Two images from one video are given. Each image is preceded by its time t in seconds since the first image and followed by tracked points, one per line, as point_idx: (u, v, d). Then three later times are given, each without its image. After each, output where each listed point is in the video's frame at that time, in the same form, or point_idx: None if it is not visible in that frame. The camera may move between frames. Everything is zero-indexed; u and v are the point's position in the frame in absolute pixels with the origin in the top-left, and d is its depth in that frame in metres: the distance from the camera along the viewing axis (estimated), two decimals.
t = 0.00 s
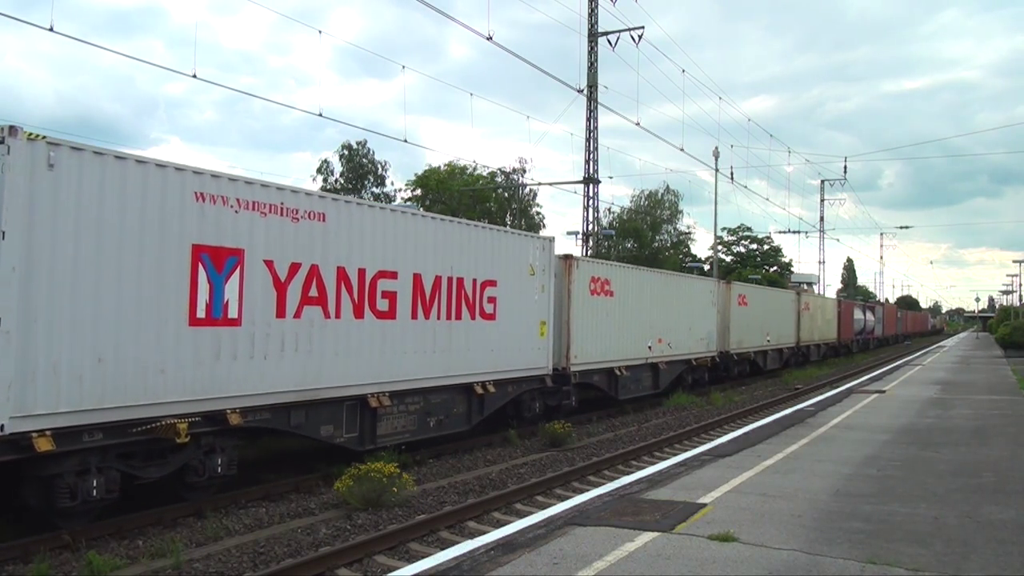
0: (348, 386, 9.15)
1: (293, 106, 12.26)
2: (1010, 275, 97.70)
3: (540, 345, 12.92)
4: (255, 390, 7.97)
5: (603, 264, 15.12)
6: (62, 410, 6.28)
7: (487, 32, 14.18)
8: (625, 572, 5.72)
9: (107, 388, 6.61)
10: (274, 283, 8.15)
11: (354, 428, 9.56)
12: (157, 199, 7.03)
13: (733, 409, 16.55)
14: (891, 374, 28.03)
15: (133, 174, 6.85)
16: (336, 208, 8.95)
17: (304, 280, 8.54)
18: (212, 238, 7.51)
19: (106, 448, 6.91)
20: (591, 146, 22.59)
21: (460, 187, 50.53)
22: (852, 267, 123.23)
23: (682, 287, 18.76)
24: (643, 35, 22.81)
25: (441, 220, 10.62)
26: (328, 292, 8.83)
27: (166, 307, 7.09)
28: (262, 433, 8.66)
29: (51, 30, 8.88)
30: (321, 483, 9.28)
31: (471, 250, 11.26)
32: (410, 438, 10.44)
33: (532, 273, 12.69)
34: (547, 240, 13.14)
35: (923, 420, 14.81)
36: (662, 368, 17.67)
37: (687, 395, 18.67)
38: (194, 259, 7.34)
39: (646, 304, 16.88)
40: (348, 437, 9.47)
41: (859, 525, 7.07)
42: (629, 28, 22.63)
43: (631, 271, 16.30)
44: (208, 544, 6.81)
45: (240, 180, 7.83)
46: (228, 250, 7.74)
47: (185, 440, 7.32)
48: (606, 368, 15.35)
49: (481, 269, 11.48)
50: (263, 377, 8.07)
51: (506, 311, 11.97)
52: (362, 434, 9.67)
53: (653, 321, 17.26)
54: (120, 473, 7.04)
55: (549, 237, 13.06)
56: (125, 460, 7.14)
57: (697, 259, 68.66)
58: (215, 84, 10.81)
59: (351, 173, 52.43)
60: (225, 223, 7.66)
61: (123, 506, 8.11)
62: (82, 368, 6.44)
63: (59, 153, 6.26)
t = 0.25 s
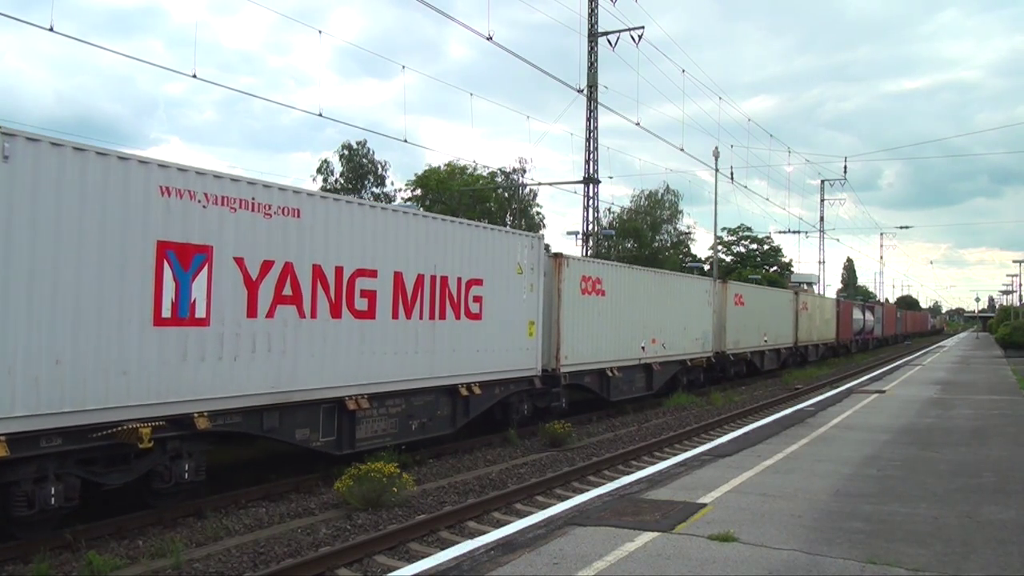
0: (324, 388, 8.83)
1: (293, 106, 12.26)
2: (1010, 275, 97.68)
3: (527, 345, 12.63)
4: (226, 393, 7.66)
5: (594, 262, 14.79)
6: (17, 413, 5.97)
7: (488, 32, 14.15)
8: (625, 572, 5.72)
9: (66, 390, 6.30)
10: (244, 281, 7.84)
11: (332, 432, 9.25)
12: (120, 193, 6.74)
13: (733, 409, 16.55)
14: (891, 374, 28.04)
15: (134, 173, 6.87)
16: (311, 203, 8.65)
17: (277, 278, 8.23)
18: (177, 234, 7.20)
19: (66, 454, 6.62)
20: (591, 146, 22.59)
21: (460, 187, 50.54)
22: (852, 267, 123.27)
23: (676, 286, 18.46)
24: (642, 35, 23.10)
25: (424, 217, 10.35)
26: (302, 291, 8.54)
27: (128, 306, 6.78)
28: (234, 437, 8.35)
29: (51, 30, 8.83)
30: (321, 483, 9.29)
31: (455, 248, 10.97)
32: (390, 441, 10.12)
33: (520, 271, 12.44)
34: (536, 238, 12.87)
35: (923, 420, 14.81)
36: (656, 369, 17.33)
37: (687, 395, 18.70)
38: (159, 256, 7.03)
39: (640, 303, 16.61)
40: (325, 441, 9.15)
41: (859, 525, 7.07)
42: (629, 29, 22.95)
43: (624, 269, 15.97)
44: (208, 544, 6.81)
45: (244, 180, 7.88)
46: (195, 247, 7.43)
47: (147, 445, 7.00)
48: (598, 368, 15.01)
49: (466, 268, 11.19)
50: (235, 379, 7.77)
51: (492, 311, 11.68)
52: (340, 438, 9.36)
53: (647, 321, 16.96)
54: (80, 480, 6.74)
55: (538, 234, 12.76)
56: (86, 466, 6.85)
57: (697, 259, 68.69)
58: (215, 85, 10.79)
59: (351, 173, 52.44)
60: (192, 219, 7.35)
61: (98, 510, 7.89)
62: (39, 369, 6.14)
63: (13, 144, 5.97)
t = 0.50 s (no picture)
0: (299, 391, 8.47)
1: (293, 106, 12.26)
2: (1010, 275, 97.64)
3: (516, 346, 12.28)
4: (195, 395, 7.31)
5: (585, 260, 14.44)
6: None
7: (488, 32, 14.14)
8: (625, 572, 5.72)
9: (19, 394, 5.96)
10: (213, 279, 7.48)
11: (308, 436, 8.87)
12: (80, 186, 6.38)
13: (733, 409, 16.55)
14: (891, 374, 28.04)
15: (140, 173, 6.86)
16: (285, 199, 8.29)
17: (248, 277, 7.86)
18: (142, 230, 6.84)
19: (22, 460, 6.28)
20: (591, 146, 22.60)
21: (460, 187, 50.56)
22: (852, 267, 123.28)
23: (670, 285, 18.14)
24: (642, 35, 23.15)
25: (406, 214, 10.01)
26: (276, 290, 8.18)
27: (88, 306, 6.42)
28: (204, 441, 7.99)
29: (51, 30, 8.82)
30: (321, 483, 9.29)
31: (440, 246, 10.63)
32: (369, 445, 9.72)
33: (508, 270, 12.11)
34: (525, 236, 12.54)
35: (923, 420, 14.81)
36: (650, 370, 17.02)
37: (687, 395, 18.72)
38: (121, 253, 6.67)
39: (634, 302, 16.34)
40: (302, 445, 8.80)
41: (859, 525, 7.07)
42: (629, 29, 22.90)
43: (616, 268, 15.65)
44: (209, 544, 6.81)
45: (247, 182, 7.87)
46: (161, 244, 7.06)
47: (107, 451, 6.64)
48: (590, 369, 14.70)
49: (451, 266, 10.84)
50: (203, 382, 7.40)
51: (478, 311, 11.33)
52: (317, 441, 8.99)
53: (641, 320, 16.68)
54: (37, 486, 6.41)
55: (526, 232, 12.44)
56: (44, 472, 6.51)
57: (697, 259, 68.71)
58: (215, 85, 10.81)
59: (351, 173, 52.43)
60: (158, 214, 6.99)
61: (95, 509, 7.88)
62: None
63: None
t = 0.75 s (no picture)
0: (271, 394, 8.12)
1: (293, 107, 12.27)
2: (1010, 275, 97.61)
3: (503, 346, 11.97)
4: (160, 399, 6.98)
5: (576, 259, 14.23)
6: None
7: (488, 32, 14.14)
8: (625, 572, 5.72)
9: None
10: (179, 277, 7.14)
11: (282, 441, 8.51)
12: (35, 180, 6.07)
13: (733, 409, 16.55)
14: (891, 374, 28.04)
15: (143, 174, 6.87)
16: (256, 194, 7.96)
17: (217, 275, 7.53)
18: (102, 225, 6.51)
19: None
20: (591, 146, 22.60)
21: (460, 187, 50.55)
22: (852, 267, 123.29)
23: (664, 285, 17.90)
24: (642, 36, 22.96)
25: (387, 210, 9.70)
26: (247, 288, 7.83)
27: (43, 305, 6.09)
28: (171, 446, 7.65)
29: (50, 30, 8.80)
30: (321, 483, 9.29)
31: (422, 243, 10.30)
32: (347, 449, 9.37)
33: (494, 268, 11.81)
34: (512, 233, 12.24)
35: (923, 420, 14.80)
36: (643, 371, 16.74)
37: (687, 395, 18.73)
38: (80, 250, 6.34)
39: (627, 302, 16.07)
40: (276, 450, 8.45)
41: (859, 525, 7.07)
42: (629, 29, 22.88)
43: (608, 267, 15.42)
44: (209, 544, 6.81)
45: (249, 182, 7.89)
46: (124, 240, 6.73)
47: (66, 457, 6.30)
48: (581, 370, 14.45)
49: (434, 265, 10.51)
50: (170, 385, 7.07)
51: (462, 310, 11.01)
52: (291, 446, 8.64)
53: (634, 321, 16.41)
54: None
55: (514, 229, 12.14)
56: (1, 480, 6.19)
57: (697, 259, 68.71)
58: (215, 85, 10.72)
59: (351, 173, 52.42)
60: (120, 209, 6.66)
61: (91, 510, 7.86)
62: None
63: None
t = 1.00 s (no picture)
0: (242, 397, 7.79)
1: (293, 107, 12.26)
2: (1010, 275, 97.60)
3: (490, 347, 11.61)
4: (123, 402, 6.66)
5: (566, 258, 13.90)
6: None
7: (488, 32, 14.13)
8: (625, 572, 5.72)
9: None
10: (142, 275, 6.81)
11: (253, 445, 8.18)
12: None
13: (733, 409, 16.55)
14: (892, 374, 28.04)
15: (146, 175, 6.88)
16: (227, 189, 7.62)
17: (184, 272, 7.19)
18: (60, 220, 6.19)
19: None
20: (591, 146, 22.60)
21: (460, 187, 50.57)
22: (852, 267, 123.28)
23: (659, 284, 17.57)
24: (642, 35, 22.97)
25: (368, 206, 9.33)
26: (216, 287, 7.49)
27: None
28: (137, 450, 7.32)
29: (50, 29, 8.80)
30: (321, 483, 9.30)
31: (405, 241, 9.96)
32: (323, 454, 9.02)
33: (481, 267, 11.46)
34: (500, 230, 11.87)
35: (923, 420, 14.80)
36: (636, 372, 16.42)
37: (687, 395, 18.77)
38: (36, 246, 6.03)
39: (620, 302, 15.77)
40: (248, 455, 8.14)
41: (859, 525, 7.06)
42: (629, 29, 22.86)
43: (600, 266, 15.09)
44: (209, 544, 6.82)
45: (252, 183, 7.89)
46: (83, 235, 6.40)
47: (20, 463, 6.04)
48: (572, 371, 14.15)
49: (419, 263, 10.15)
50: (133, 388, 6.76)
51: (447, 310, 10.63)
52: (264, 451, 8.30)
53: (628, 321, 16.10)
54: None
55: (501, 226, 11.78)
56: None
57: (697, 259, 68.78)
58: (215, 85, 10.66)
59: (351, 173, 52.41)
60: (80, 203, 6.34)
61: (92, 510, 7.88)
62: None
63: None
